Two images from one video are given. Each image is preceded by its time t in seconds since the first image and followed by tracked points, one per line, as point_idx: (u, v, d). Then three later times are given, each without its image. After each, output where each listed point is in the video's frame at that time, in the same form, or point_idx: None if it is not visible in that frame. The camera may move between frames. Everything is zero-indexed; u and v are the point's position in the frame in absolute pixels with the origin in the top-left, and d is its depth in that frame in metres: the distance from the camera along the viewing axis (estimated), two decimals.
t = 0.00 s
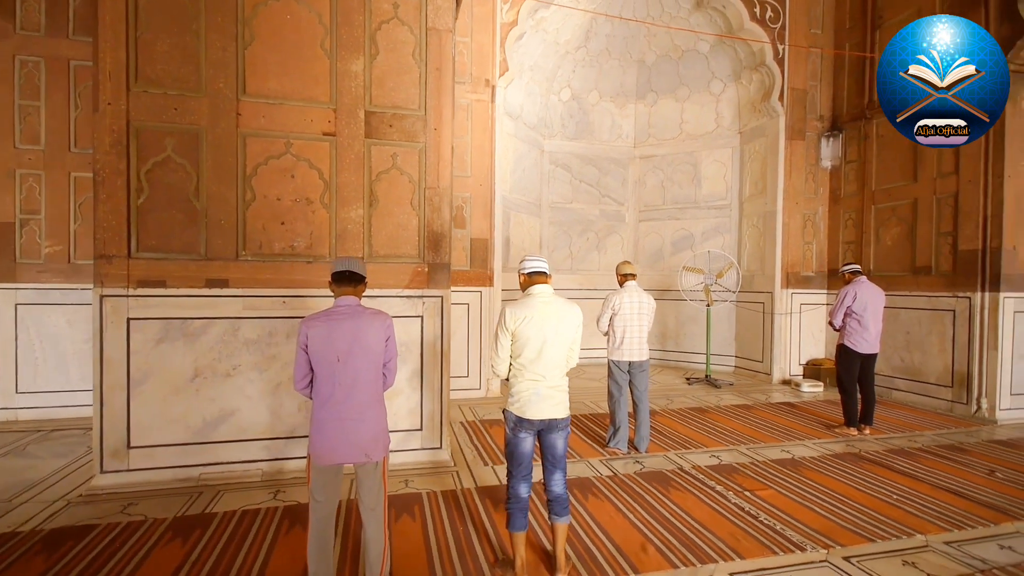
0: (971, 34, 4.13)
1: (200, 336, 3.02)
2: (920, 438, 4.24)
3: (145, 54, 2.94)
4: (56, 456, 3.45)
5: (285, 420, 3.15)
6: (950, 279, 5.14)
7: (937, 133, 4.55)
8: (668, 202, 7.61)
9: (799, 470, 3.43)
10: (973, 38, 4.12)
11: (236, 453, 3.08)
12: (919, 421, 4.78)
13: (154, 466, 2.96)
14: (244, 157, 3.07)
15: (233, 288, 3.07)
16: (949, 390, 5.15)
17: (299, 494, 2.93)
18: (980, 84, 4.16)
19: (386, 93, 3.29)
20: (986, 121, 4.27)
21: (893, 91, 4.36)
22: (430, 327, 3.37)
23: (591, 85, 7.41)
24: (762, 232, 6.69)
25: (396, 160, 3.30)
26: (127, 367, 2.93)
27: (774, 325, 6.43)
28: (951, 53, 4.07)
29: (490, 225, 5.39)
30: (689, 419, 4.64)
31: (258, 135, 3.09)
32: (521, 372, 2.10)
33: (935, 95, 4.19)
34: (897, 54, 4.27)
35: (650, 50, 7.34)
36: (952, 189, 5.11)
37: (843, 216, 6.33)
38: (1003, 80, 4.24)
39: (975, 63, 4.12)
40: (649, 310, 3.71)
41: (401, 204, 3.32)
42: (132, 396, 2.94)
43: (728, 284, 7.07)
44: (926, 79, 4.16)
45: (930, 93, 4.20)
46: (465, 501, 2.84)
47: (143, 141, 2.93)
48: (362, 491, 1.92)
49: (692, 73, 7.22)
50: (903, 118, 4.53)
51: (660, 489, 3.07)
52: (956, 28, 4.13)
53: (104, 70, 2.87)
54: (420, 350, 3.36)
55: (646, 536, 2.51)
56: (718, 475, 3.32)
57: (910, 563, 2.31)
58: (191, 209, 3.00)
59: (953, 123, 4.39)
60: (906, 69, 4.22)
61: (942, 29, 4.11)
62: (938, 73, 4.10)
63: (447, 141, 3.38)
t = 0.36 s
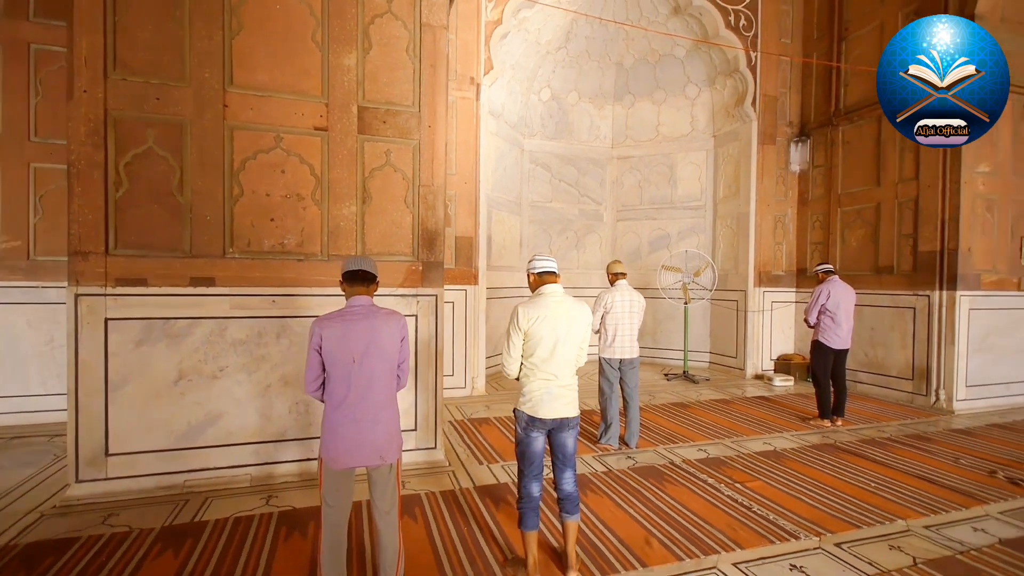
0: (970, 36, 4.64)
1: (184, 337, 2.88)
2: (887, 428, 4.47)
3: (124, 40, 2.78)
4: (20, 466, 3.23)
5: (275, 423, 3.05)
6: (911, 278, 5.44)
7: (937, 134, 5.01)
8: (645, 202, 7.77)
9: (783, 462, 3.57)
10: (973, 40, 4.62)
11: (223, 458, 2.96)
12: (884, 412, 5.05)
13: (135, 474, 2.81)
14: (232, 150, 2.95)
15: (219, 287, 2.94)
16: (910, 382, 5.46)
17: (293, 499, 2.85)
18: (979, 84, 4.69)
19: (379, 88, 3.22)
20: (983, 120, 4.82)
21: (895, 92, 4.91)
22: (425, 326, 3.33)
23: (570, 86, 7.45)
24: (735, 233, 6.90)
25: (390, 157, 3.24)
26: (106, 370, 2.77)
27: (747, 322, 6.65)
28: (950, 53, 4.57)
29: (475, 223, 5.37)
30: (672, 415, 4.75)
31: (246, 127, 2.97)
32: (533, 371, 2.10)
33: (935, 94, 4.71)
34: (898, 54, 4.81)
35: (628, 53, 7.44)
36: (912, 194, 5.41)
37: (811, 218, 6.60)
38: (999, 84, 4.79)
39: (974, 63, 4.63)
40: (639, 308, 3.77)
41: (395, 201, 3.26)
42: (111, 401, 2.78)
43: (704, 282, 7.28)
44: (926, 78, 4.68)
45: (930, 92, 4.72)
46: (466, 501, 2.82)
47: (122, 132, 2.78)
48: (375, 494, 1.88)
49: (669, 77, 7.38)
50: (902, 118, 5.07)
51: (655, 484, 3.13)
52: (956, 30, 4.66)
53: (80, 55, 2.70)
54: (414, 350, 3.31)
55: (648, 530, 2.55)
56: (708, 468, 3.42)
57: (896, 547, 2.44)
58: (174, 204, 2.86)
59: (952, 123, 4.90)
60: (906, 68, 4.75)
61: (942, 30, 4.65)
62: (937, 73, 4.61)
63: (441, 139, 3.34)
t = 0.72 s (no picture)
0: (968, 35, 5.01)
1: (160, 340, 2.75)
2: (845, 419, 4.77)
3: (96, 25, 2.62)
4: None
5: (257, 427, 2.95)
6: (862, 278, 5.82)
7: (937, 133, 5.46)
8: (614, 204, 7.93)
9: (756, 452, 3.76)
10: (971, 38, 5.00)
11: (203, 466, 2.84)
12: (840, 403, 5.39)
13: (106, 485, 2.66)
14: (212, 144, 2.83)
15: (198, 286, 2.82)
16: (861, 375, 5.84)
17: (280, 505, 2.77)
18: (978, 83, 5.15)
19: (366, 85, 3.17)
20: (976, 115, 5.35)
21: (897, 92, 5.25)
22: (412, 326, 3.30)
23: (542, 88, 7.53)
24: (701, 235, 7.16)
25: (376, 155, 3.20)
26: (74, 375, 2.61)
27: (712, 321, 6.93)
28: (946, 52, 4.98)
29: (453, 223, 5.35)
30: (647, 411, 4.89)
31: (228, 121, 2.86)
32: (536, 369, 2.14)
33: (934, 94, 5.13)
34: (897, 55, 5.19)
35: (599, 58, 7.55)
36: (863, 200, 5.79)
37: (771, 221, 6.94)
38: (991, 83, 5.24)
39: (972, 62, 5.04)
40: (621, 307, 3.87)
41: (382, 200, 3.22)
42: (80, 408, 2.62)
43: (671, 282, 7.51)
44: (926, 78, 5.08)
45: (929, 92, 5.13)
46: (460, 501, 2.83)
47: (93, 122, 2.62)
48: (383, 494, 1.87)
49: (637, 82, 7.57)
50: (901, 120, 5.36)
51: (640, 477, 3.23)
52: (953, 29, 5.02)
53: (46, 40, 2.53)
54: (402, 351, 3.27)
55: (640, 522, 2.64)
56: (688, 461, 3.56)
57: (866, 528, 2.63)
58: (150, 200, 2.72)
59: (948, 122, 5.41)
60: (906, 69, 5.14)
61: (941, 30, 5.02)
62: (937, 73, 5.03)
63: (429, 138, 3.33)
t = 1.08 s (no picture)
0: (971, 34, 4.91)
1: (126, 344, 2.59)
2: (794, 410, 5.12)
3: (54, 6, 2.44)
4: None
5: (231, 433, 2.84)
6: (806, 278, 6.25)
7: (939, 133, 5.47)
8: (576, 206, 8.05)
9: (719, 443, 3.99)
10: (973, 37, 4.89)
11: (172, 475, 2.69)
12: (788, 395, 5.77)
13: (65, 499, 2.48)
14: (182, 137, 2.69)
15: (168, 287, 2.68)
16: (805, 369, 6.28)
17: (258, 513, 2.67)
18: (978, 83, 5.01)
19: (345, 82, 3.12)
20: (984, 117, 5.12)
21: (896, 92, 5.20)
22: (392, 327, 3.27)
23: (506, 89, 7.57)
24: (659, 237, 7.43)
25: (355, 153, 3.15)
26: (29, 383, 2.41)
27: (670, 319, 7.23)
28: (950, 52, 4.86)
29: (421, 223, 5.30)
30: (615, 407, 5.05)
31: (200, 114, 2.73)
32: (530, 368, 2.19)
33: (935, 94, 5.04)
34: (898, 54, 5.09)
35: (562, 62, 7.63)
36: (807, 205, 6.22)
37: (723, 224, 7.31)
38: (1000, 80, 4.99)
39: (974, 62, 4.92)
40: (593, 307, 3.99)
41: (361, 199, 3.17)
42: (36, 418, 2.43)
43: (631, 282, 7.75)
44: (927, 78, 4.97)
45: (930, 92, 5.02)
46: (446, 500, 2.84)
47: (50, 110, 2.43)
48: (385, 494, 1.87)
49: (598, 87, 7.71)
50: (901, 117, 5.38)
51: (617, 470, 3.36)
52: (956, 27, 4.93)
53: None
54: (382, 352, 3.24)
55: (622, 512, 2.76)
56: (658, 453, 3.72)
57: (825, 509, 2.86)
58: (114, 195, 2.55)
59: (951, 122, 5.30)
60: (907, 68, 5.05)
61: (943, 29, 4.93)
62: (938, 72, 4.92)
63: (408, 138, 3.31)
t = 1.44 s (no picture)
0: (971, 32, 5.04)
1: (81, 348, 2.40)
2: (744, 402, 5.44)
3: None
4: None
5: (198, 441, 2.70)
6: (751, 278, 6.66)
7: (940, 133, 5.69)
8: (535, 206, 8.15)
9: (681, 435, 4.20)
10: (974, 36, 5.02)
11: (133, 488, 2.53)
12: (737, 388, 6.14)
13: (12, 520, 2.27)
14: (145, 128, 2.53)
15: (128, 287, 2.50)
16: (751, 363, 6.69)
17: (230, 524, 2.56)
18: (979, 83, 5.12)
19: (318, 75, 3.03)
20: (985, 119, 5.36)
21: (897, 93, 5.29)
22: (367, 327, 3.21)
23: (466, 89, 7.57)
24: (616, 238, 7.63)
25: (329, 149, 3.07)
26: None
27: (626, 317, 7.47)
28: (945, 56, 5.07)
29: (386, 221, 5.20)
30: (579, 403, 5.18)
31: (163, 103, 2.57)
32: (521, 365, 2.24)
33: (934, 94, 5.21)
34: (894, 57, 5.27)
35: (521, 64, 7.65)
36: (752, 210, 6.63)
37: (675, 227, 7.63)
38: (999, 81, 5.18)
39: (973, 62, 5.06)
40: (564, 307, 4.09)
41: (335, 197, 3.09)
42: None
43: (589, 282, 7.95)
44: (926, 78, 5.14)
45: (930, 92, 5.19)
46: (427, 501, 2.83)
47: None
48: (383, 496, 1.86)
49: (557, 91, 7.80)
50: (901, 119, 5.47)
51: (590, 464, 3.47)
52: (956, 25, 5.08)
53: None
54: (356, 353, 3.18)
55: (601, 504, 2.86)
56: (627, 446, 3.88)
57: (783, 492, 3.09)
58: (68, 189, 2.36)
59: (952, 122, 5.56)
60: (906, 69, 5.21)
61: (943, 27, 5.13)
62: (937, 73, 5.09)
63: (382, 135, 3.26)
